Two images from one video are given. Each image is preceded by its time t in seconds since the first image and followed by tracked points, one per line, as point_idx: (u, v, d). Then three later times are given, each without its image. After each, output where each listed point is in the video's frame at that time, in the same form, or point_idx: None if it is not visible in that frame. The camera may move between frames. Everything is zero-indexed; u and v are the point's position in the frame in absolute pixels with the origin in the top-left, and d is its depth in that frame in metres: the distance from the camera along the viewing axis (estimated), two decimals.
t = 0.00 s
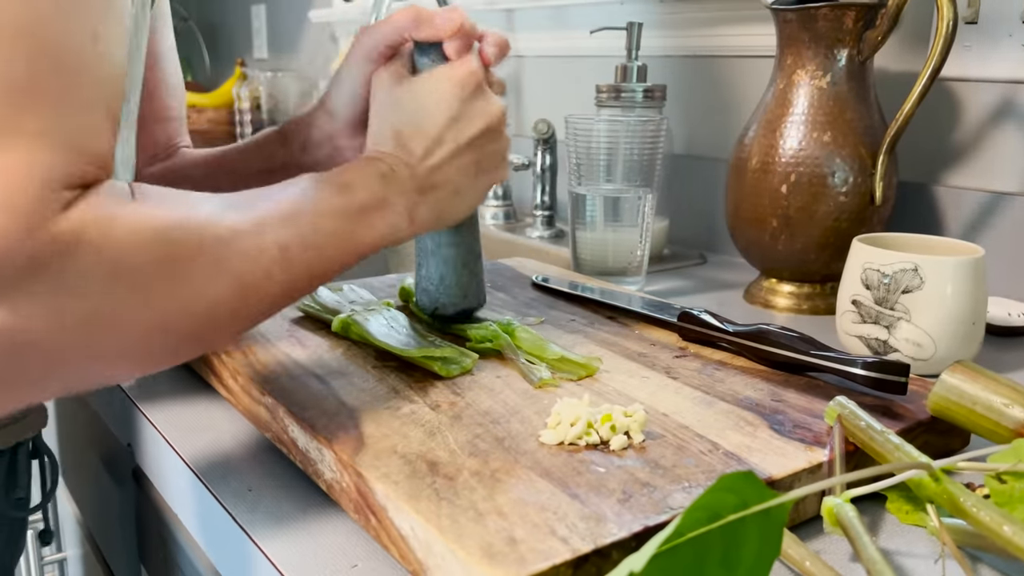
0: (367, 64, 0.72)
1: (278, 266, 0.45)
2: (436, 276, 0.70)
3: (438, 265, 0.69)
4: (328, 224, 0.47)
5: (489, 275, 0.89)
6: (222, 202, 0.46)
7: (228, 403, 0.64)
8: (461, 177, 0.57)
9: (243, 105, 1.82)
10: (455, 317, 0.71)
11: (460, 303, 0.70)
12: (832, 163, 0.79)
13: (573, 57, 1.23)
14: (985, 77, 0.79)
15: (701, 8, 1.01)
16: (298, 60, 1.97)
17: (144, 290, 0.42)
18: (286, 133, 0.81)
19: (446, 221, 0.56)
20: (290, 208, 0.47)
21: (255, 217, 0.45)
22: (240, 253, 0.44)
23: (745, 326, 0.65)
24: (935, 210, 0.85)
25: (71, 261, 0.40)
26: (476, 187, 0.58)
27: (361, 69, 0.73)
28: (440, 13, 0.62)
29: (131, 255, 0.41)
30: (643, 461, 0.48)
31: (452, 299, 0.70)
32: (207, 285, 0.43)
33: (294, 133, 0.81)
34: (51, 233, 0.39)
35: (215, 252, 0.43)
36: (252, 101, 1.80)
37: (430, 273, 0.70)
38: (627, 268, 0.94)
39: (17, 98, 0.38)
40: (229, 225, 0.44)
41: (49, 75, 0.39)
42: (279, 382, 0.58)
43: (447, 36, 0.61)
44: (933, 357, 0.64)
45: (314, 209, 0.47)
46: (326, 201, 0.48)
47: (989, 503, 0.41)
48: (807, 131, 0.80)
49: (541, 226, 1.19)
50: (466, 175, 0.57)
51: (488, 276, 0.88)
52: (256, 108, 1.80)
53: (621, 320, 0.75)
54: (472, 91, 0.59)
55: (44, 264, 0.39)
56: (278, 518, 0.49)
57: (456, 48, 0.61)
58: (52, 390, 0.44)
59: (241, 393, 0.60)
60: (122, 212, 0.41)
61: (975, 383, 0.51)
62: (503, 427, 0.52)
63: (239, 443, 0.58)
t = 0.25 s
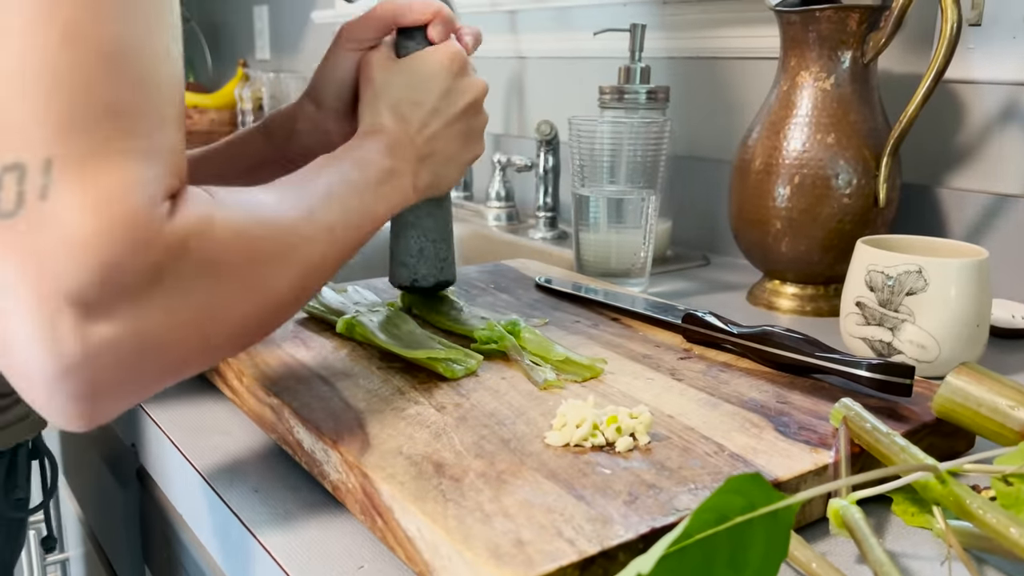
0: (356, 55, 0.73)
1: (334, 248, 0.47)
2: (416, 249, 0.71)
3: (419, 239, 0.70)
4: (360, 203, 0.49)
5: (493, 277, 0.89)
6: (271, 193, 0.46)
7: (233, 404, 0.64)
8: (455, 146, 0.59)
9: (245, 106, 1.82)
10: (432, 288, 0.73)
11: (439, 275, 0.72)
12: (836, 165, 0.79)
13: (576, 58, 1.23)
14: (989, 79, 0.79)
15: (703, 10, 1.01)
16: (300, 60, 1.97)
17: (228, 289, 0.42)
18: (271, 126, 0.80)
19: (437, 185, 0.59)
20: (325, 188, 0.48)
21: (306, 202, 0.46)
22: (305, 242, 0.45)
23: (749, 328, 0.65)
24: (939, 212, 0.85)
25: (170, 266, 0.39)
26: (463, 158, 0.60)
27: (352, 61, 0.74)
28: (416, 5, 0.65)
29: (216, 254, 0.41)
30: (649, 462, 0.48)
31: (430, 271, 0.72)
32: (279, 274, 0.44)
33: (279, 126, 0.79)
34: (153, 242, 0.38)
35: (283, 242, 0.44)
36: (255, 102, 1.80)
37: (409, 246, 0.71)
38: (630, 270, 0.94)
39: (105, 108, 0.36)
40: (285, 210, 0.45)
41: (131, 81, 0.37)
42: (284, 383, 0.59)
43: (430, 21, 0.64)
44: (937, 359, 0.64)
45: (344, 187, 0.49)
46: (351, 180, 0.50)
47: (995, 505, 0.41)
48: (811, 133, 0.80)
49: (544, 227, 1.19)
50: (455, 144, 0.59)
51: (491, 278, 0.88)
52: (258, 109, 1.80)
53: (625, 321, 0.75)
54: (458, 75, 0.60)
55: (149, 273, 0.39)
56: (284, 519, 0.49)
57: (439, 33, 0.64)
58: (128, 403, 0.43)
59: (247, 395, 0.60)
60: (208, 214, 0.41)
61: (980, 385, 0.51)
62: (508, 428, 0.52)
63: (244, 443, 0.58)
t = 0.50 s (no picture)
0: (350, 76, 0.70)
1: (365, 269, 0.46)
2: (417, 260, 0.72)
3: (422, 249, 0.71)
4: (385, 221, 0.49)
5: (496, 278, 0.89)
6: (303, 216, 0.45)
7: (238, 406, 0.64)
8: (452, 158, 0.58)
9: (247, 107, 1.82)
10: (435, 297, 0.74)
11: (441, 283, 0.74)
12: (840, 168, 0.79)
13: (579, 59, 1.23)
14: (993, 82, 0.79)
15: (707, 11, 1.01)
16: (303, 61, 1.97)
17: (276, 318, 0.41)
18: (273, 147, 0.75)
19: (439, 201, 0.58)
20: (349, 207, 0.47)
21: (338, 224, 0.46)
22: (344, 266, 0.45)
23: (754, 330, 0.64)
24: (943, 214, 0.85)
25: (232, 300, 0.38)
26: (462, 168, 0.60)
27: (346, 84, 0.71)
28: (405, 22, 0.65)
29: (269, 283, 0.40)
30: (655, 465, 0.48)
31: (431, 280, 0.73)
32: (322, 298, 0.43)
33: (282, 149, 0.74)
34: (223, 275, 0.37)
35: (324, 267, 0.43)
36: (257, 103, 1.81)
37: (411, 258, 0.72)
38: (634, 272, 0.93)
39: (177, 138, 0.34)
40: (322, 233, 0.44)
41: (201, 111, 0.35)
42: (289, 385, 0.58)
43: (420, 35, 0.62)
44: (942, 361, 0.64)
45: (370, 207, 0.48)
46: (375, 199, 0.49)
47: (1003, 509, 0.41)
48: (815, 135, 0.80)
49: (547, 229, 1.18)
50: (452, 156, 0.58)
51: (495, 279, 0.88)
52: (261, 111, 1.81)
53: (629, 323, 0.75)
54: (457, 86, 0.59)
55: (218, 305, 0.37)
56: (291, 523, 0.49)
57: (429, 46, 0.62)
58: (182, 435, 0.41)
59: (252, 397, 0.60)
60: (260, 245, 0.40)
61: (987, 389, 0.51)
62: (514, 430, 0.52)
63: (249, 446, 0.58)
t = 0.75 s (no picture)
0: (351, 84, 0.70)
1: (356, 283, 0.46)
2: (419, 263, 0.71)
3: (423, 252, 0.70)
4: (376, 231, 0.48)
5: (500, 281, 0.89)
6: (288, 232, 0.45)
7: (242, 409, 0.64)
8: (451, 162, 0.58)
9: (250, 109, 1.83)
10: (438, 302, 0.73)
11: (444, 288, 0.73)
12: (845, 171, 0.79)
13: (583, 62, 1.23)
14: (997, 85, 0.79)
15: (710, 14, 1.01)
16: (305, 63, 1.97)
17: (264, 342, 0.41)
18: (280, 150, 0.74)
19: (436, 205, 0.58)
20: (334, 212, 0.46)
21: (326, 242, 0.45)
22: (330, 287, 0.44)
23: (760, 334, 0.64)
24: (947, 218, 0.85)
25: (224, 324, 0.38)
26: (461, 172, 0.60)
27: (346, 92, 0.71)
28: (399, 29, 0.66)
29: (257, 307, 0.40)
30: (662, 470, 0.47)
31: (434, 284, 0.72)
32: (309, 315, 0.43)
33: (284, 154, 0.74)
34: (212, 299, 0.37)
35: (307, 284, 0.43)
36: (259, 105, 1.81)
37: (412, 261, 0.71)
38: (638, 275, 0.93)
39: (170, 166, 0.34)
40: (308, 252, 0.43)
41: (187, 136, 0.35)
42: (293, 389, 0.58)
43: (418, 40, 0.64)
44: (948, 366, 0.63)
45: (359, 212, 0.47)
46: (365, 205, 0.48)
47: (1011, 515, 0.41)
48: (820, 138, 0.80)
49: (550, 231, 1.18)
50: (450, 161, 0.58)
51: (498, 282, 0.88)
52: (263, 112, 1.81)
53: (633, 326, 0.75)
54: (448, 89, 0.59)
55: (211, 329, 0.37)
56: (296, 527, 0.48)
57: (427, 52, 0.64)
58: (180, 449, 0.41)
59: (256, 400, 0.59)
60: (247, 265, 0.40)
61: (995, 394, 0.51)
62: (520, 435, 0.52)
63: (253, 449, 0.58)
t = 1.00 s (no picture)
0: None
1: (273, 247, 0.39)
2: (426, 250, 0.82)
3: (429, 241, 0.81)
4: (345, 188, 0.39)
5: (504, 282, 0.88)
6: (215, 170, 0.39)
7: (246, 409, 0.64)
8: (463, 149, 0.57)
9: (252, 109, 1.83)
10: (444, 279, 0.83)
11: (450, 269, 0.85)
12: (849, 172, 0.79)
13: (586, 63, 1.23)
14: (1002, 87, 0.79)
15: (714, 15, 1.01)
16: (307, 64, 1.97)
17: (138, 310, 0.38)
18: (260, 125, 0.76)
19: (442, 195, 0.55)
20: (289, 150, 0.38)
21: (252, 182, 0.38)
22: (239, 247, 0.39)
23: (766, 336, 0.64)
24: (951, 219, 0.84)
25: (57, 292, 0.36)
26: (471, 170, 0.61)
27: None
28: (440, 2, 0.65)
29: (111, 272, 0.37)
30: (668, 471, 0.47)
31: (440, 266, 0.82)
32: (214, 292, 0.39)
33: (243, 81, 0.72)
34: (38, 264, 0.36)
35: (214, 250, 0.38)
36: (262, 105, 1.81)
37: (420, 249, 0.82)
38: (641, 276, 0.93)
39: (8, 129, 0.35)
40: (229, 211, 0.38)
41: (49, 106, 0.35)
42: (298, 389, 0.58)
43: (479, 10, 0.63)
44: (953, 367, 0.63)
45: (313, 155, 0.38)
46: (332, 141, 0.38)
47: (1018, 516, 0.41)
48: (824, 140, 0.80)
49: (552, 232, 1.19)
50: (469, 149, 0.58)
51: (502, 283, 0.88)
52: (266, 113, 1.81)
53: (638, 328, 0.74)
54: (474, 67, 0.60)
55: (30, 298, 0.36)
56: (302, 527, 0.48)
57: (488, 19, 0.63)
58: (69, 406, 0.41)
59: (261, 400, 0.59)
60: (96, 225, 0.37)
61: (1001, 396, 0.51)
62: (525, 435, 0.52)
63: (258, 449, 0.58)
